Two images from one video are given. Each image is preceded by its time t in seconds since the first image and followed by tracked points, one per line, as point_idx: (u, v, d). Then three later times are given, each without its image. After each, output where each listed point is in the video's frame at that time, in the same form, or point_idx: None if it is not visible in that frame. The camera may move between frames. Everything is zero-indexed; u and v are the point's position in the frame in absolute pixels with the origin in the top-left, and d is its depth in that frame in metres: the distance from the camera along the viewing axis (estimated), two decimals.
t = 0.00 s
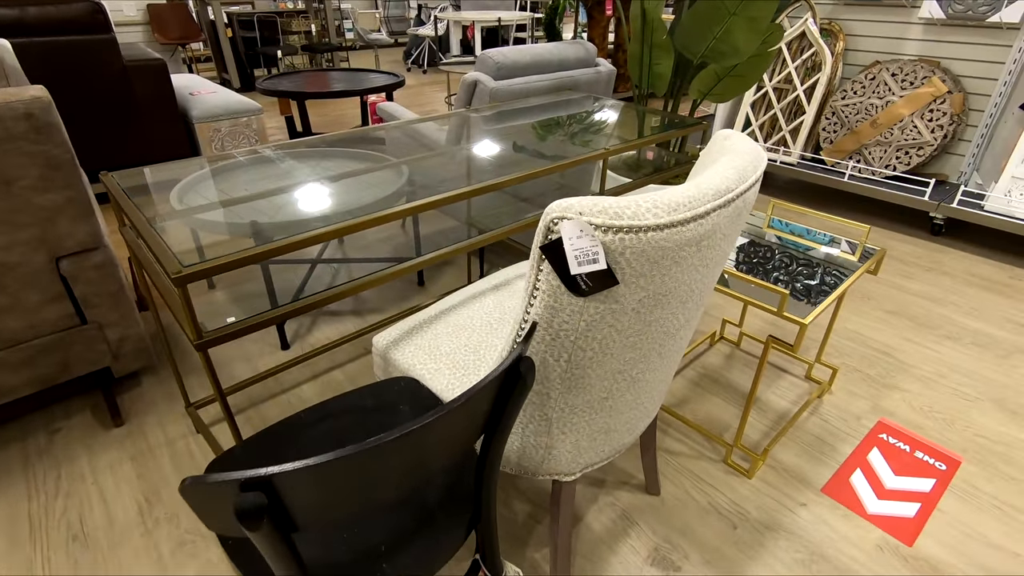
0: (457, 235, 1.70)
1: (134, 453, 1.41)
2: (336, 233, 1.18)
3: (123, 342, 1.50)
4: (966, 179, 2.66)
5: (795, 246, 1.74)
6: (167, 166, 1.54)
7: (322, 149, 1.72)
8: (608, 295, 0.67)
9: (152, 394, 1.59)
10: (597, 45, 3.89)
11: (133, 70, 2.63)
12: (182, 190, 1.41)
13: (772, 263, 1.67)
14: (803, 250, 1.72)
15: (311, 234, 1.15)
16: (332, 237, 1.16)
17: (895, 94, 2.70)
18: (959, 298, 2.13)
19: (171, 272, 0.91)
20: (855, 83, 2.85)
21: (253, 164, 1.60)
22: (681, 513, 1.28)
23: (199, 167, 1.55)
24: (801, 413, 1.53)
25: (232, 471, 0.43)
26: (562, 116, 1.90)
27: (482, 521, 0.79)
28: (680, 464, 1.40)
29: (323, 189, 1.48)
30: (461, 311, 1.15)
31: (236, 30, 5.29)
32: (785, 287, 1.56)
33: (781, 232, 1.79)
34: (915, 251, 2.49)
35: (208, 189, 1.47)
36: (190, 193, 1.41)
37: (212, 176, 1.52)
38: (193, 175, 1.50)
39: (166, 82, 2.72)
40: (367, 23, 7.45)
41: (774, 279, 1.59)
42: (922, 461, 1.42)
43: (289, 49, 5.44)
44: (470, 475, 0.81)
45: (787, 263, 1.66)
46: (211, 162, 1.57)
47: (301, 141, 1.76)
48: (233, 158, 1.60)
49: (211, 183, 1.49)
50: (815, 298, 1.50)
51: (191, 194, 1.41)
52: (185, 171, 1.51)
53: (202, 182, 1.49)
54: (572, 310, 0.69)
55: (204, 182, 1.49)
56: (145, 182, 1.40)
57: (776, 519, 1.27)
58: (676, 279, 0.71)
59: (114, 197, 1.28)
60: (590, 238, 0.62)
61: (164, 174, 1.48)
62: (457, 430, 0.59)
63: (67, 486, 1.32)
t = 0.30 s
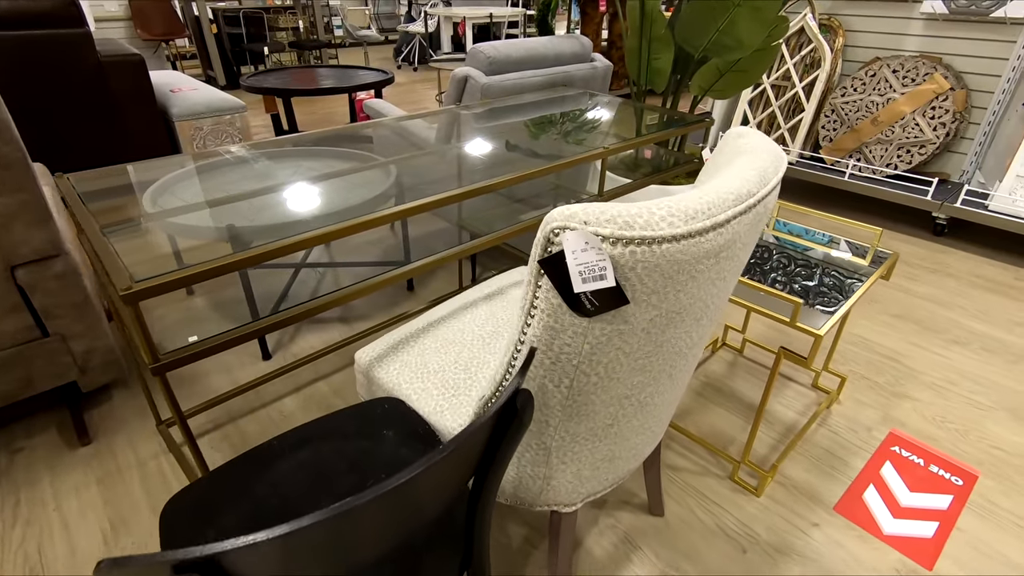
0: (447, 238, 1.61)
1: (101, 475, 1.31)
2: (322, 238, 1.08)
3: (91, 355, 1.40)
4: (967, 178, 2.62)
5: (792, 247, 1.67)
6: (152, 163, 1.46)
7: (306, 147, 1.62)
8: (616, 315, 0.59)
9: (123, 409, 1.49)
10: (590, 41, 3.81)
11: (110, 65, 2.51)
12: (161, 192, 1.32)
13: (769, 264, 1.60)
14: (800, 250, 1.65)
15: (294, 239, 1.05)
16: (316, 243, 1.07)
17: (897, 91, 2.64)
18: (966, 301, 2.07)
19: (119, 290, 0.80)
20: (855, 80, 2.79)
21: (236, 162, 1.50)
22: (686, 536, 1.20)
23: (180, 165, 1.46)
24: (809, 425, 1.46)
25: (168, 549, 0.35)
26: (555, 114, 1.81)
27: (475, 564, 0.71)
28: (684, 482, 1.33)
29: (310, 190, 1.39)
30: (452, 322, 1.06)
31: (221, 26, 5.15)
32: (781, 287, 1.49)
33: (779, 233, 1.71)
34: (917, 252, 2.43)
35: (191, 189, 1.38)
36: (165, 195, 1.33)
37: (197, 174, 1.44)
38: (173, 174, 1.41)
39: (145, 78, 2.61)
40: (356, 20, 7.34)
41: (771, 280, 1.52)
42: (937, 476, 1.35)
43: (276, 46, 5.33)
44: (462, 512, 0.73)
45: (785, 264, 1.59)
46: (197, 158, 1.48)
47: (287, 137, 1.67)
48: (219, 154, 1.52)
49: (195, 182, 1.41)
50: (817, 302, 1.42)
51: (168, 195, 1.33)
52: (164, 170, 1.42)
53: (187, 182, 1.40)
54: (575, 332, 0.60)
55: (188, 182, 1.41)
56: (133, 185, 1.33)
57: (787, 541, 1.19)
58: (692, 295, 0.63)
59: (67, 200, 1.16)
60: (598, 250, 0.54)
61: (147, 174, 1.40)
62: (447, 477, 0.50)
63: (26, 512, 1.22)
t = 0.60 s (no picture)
0: (437, 242, 1.53)
1: (68, 500, 1.23)
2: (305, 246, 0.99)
3: (56, 371, 1.31)
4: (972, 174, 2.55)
5: (793, 245, 1.62)
6: (137, 161, 1.39)
7: (290, 146, 1.54)
8: (618, 342, 0.51)
9: (94, 427, 1.41)
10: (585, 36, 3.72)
11: (87, 64, 2.40)
12: (140, 195, 1.25)
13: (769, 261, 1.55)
14: (801, 249, 1.60)
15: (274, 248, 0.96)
16: (298, 251, 0.98)
17: (901, 85, 2.57)
18: (976, 302, 2.00)
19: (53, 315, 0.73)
20: (857, 74, 2.71)
21: (219, 161, 1.42)
22: (692, 560, 1.13)
23: (161, 164, 1.38)
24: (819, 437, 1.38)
25: None
26: (549, 110, 1.73)
27: None
28: (688, 500, 1.25)
29: (297, 192, 1.30)
30: (439, 338, 0.99)
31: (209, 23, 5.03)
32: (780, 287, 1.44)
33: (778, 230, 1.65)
34: (924, 251, 2.36)
35: (174, 189, 1.30)
36: (143, 198, 1.25)
37: (185, 172, 1.36)
38: (153, 174, 1.34)
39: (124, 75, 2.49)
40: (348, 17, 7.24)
41: (771, 279, 1.46)
42: (955, 490, 1.28)
43: (265, 43, 5.22)
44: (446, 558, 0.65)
45: (785, 262, 1.55)
46: (184, 156, 1.40)
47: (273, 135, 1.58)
48: (204, 153, 1.44)
49: (181, 182, 1.33)
50: (818, 301, 1.37)
51: (146, 198, 1.25)
52: (145, 170, 1.35)
53: (171, 182, 1.32)
54: (571, 362, 0.53)
55: (175, 181, 1.33)
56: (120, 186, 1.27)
57: (800, 565, 1.12)
58: (704, 317, 0.55)
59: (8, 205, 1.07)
60: (598, 269, 0.46)
61: (131, 174, 1.33)
62: (424, 540, 0.42)
63: None
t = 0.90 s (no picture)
0: (429, 241, 1.46)
1: (37, 519, 1.16)
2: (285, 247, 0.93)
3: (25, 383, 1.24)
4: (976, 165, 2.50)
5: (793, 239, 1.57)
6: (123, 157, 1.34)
7: (274, 141, 1.47)
8: (623, 360, 0.45)
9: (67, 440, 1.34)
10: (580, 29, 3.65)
11: (66, 60, 2.31)
12: (122, 195, 1.19)
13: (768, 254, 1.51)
14: (801, 243, 1.55)
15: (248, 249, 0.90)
16: (277, 252, 0.92)
17: (902, 75, 2.51)
18: (984, 297, 1.95)
19: None
20: (858, 65, 2.65)
21: (203, 157, 1.35)
22: None
23: (145, 161, 1.32)
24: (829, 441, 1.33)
25: None
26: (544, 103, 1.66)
27: None
28: (694, 511, 1.20)
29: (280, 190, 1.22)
30: (427, 345, 0.92)
31: (196, 19, 4.93)
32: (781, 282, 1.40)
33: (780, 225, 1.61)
34: (928, 245, 2.31)
35: (159, 187, 1.24)
36: (123, 198, 1.19)
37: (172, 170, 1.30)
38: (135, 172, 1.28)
39: (105, 71, 2.40)
40: (340, 14, 7.14)
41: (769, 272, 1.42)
42: (971, 497, 1.23)
43: (255, 40, 5.13)
44: None
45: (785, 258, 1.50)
46: (173, 155, 1.35)
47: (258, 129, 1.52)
48: (190, 148, 1.38)
49: (168, 180, 1.27)
50: (817, 297, 1.33)
51: (127, 198, 1.19)
52: (127, 168, 1.29)
53: (155, 180, 1.27)
54: (569, 381, 0.46)
55: (162, 179, 1.27)
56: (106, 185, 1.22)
57: None
58: (718, 327, 0.49)
59: None
60: (598, 278, 0.40)
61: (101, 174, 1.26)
62: None
63: None
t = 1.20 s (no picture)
0: (421, 238, 1.40)
1: (8, 536, 1.10)
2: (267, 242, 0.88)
3: None
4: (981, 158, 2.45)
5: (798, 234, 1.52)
6: (110, 154, 1.29)
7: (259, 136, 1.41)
8: (632, 369, 0.39)
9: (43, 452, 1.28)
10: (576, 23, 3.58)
11: (46, 57, 2.24)
12: (109, 191, 1.14)
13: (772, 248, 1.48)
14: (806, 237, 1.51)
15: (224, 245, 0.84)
16: (259, 248, 0.87)
17: (906, 67, 2.46)
18: (993, 293, 1.90)
19: None
20: (860, 57, 2.60)
21: (195, 154, 1.30)
22: None
23: (131, 158, 1.27)
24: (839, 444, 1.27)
25: None
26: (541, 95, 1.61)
27: None
28: (700, 519, 1.14)
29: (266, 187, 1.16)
30: (417, 349, 0.86)
31: (187, 18, 4.85)
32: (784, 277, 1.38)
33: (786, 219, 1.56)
34: (934, 240, 2.25)
35: (147, 182, 1.19)
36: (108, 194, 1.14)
37: (163, 166, 1.25)
38: (122, 170, 1.22)
39: (90, 67, 2.34)
40: (333, 12, 7.06)
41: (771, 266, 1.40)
42: (989, 502, 1.18)
43: (247, 38, 5.06)
44: None
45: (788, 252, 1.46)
46: (163, 152, 1.30)
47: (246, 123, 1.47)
48: (178, 146, 1.33)
49: (159, 176, 1.22)
50: (819, 294, 1.30)
51: (113, 194, 1.14)
52: (111, 165, 1.23)
53: (144, 176, 1.21)
54: (570, 393, 0.41)
55: (152, 174, 1.22)
56: (95, 182, 1.18)
57: None
58: (738, 330, 0.44)
59: None
60: (604, 275, 0.34)
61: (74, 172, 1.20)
62: None
63: None
